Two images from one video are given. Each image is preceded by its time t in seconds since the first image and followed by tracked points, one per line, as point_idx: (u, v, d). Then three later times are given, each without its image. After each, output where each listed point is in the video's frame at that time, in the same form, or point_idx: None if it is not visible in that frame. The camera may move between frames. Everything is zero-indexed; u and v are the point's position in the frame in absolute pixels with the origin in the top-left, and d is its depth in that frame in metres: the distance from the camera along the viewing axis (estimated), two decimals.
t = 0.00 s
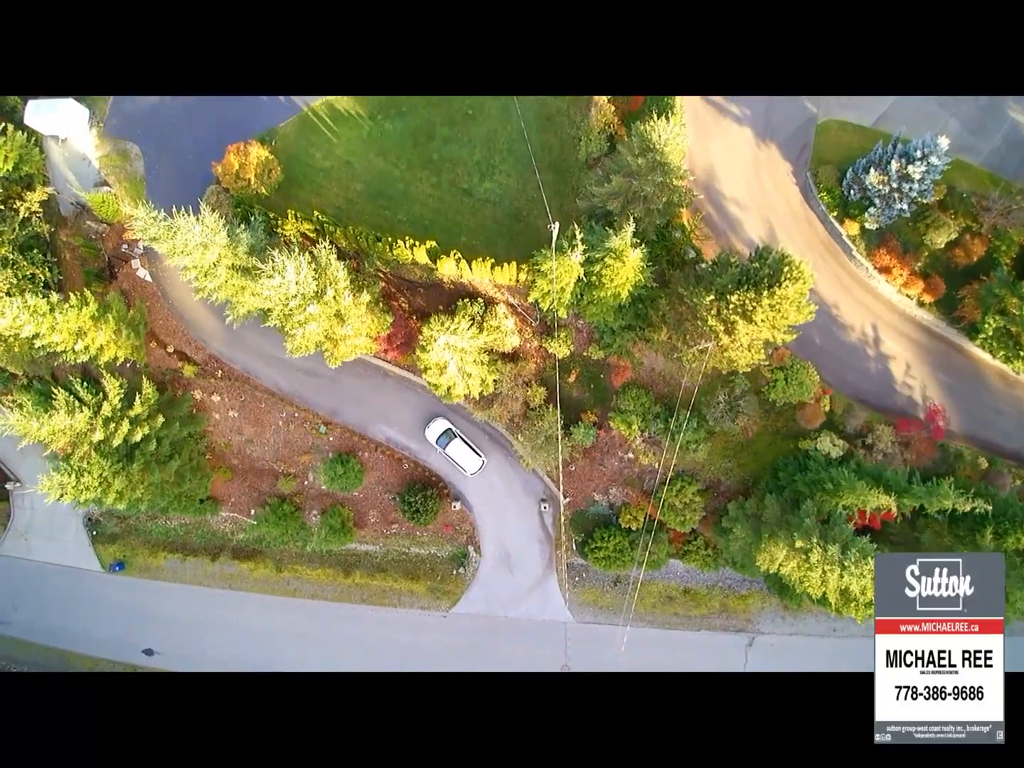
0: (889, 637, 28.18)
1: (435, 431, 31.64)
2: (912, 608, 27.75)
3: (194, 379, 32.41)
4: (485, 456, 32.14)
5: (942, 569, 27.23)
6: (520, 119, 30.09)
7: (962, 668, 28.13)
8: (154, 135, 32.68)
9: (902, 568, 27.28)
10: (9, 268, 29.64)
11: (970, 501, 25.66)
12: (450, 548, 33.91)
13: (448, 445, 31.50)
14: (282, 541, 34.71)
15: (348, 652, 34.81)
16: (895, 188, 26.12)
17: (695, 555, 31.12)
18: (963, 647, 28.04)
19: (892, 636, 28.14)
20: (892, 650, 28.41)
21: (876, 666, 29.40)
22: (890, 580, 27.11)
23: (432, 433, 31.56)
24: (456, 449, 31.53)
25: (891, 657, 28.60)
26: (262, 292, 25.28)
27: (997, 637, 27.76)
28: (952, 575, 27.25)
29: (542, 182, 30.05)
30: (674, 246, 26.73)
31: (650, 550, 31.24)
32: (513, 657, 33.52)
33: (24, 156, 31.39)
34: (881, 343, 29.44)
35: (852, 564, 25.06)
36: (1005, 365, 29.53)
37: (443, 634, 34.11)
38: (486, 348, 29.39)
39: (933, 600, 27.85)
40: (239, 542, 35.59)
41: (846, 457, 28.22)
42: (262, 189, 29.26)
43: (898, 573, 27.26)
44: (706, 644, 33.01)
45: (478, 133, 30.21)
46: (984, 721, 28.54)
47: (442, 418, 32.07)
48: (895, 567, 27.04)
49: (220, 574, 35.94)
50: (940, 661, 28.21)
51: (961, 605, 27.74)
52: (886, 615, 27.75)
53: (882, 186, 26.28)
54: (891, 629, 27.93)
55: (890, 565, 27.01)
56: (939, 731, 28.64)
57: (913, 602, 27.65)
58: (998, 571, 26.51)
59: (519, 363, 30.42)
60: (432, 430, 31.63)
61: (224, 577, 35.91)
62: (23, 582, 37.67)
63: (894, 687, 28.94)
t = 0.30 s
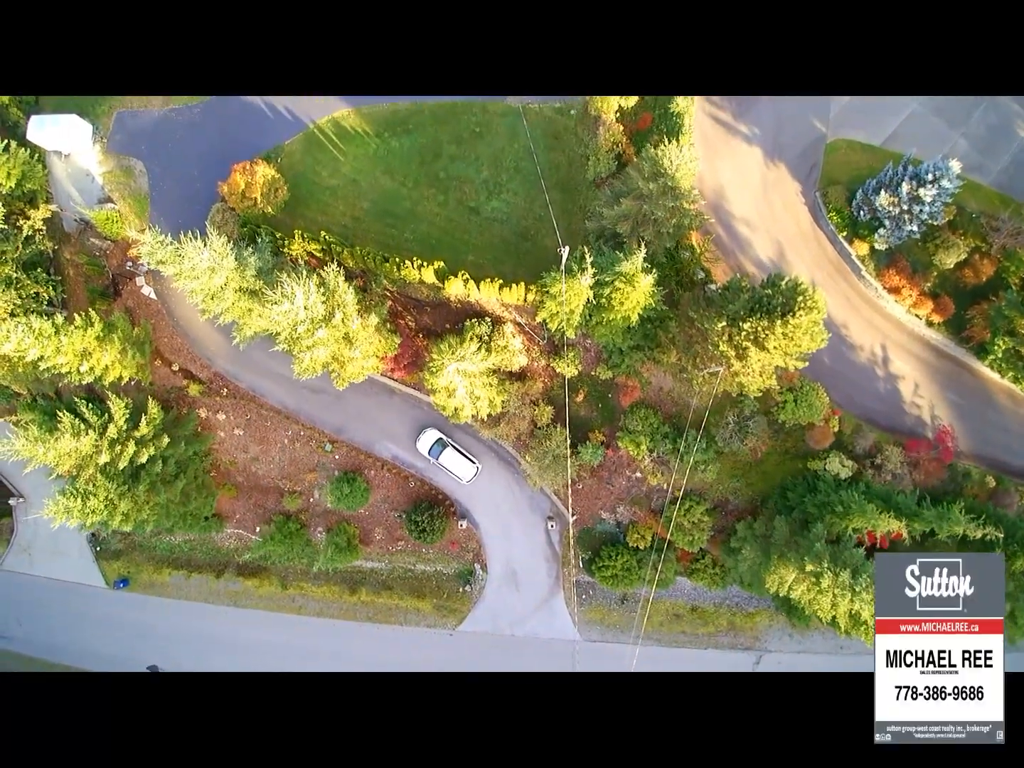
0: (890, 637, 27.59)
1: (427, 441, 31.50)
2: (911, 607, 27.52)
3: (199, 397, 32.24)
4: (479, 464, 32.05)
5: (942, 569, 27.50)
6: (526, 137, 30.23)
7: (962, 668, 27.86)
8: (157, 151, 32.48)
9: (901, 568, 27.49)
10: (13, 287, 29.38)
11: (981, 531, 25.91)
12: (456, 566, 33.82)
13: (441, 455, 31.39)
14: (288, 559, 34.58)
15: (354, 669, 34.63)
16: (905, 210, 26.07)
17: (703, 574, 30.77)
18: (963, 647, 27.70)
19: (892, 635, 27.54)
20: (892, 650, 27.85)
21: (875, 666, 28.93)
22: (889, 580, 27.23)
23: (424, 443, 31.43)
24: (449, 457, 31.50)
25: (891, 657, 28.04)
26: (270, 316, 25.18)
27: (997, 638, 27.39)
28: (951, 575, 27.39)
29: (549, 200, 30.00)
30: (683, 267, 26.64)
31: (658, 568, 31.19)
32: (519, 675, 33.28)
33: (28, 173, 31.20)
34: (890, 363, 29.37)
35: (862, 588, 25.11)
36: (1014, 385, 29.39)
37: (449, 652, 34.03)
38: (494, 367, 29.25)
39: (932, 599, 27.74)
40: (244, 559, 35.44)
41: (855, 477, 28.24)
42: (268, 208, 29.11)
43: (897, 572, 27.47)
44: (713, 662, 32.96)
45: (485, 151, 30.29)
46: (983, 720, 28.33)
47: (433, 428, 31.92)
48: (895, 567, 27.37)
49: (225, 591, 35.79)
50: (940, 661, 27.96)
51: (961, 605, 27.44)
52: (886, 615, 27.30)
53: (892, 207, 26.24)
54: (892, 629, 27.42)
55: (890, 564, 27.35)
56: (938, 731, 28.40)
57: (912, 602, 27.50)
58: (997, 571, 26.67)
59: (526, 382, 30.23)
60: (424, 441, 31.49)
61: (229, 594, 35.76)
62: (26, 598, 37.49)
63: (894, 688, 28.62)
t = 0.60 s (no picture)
0: (890, 638, 26.36)
1: (420, 449, 31.35)
2: (911, 607, 26.26)
3: (205, 410, 32.10)
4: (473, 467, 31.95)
5: (942, 569, 26.19)
6: (533, 150, 30.15)
7: (962, 668, 26.65)
8: (163, 163, 32.33)
9: (901, 567, 26.06)
10: (19, 302, 29.20)
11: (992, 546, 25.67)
12: (462, 578, 33.76)
13: (434, 462, 31.23)
14: (294, 571, 34.45)
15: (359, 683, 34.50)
16: (915, 226, 26.08)
17: (711, 586, 30.78)
18: (963, 647, 26.49)
19: (892, 635, 26.30)
20: (892, 651, 26.61)
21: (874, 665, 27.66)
22: (890, 580, 25.89)
23: (417, 451, 31.28)
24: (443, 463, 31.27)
25: (891, 656, 26.73)
26: (279, 333, 25.04)
27: (998, 638, 26.14)
28: (951, 575, 26.18)
29: (556, 213, 29.92)
30: (693, 282, 26.55)
31: (665, 581, 31.25)
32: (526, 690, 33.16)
33: (32, 185, 31.27)
34: (898, 377, 29.40)
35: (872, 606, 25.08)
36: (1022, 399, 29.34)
37: (456, 665, 33.92)
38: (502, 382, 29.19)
39: (932, 599, 26.51)
40: (249, 571, 35.32)
41: (864, 492, 28.25)
42: (275, 222, 28.99)
43: (896, 571, 26.07)
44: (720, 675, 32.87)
45: (493, 164, 30.22)
46: (984, 721, 27.07)
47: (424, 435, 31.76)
48: (895, 566, 25.99)
49: (230, 603, 35.67)
50: (940, 661, 26.83)
51: (961, 604, 26.24)
52: (886, 615, 26.12)
53: (902, 223, 26.24)
54: (891, 629, 26.20)
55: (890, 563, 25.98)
56: (938, 731, 27.23)
57: (912, 601, 26.20)
58: (997, 570, 25.92)
59: (534, 395, 30.16)
60: (417, 449, 31.34)
61: (234, 606, 35.65)
62: (30, 611, 37.36)
63: (894, 688, 27.30)
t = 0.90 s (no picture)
0: (889, 638, 26.46)
1: (413, 453, 31.13)
2: (911, 608, 26.25)
3: (214, 421, 31.92)
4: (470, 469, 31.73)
5: (942, 569, 26.38)
6: (544, 161, 30.05)
7: (961, 668, 26.65)
8: (171, 173, 32.15)
9: (902, 567, 26.02)
10: (26, 313, 28.98)
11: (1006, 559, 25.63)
12: (471, 589, 33.65)
13: (429, 465, 31.00)
14: (301, 582, 34.29)
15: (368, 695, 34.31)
16: (928, 239, 26.07)
17: (722, 598, 30.71)
18: (963, 647, 26.43)
19: (891, 635, 26.36)
20: (893, 651, 26.63)
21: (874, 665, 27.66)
22: (890, 580, 25.81)
23: (410, 455, 31.07)
24: (438, 467, 31.05)
25: (891, 657, 26.72)
26: (292, 348, 24.93)
27: (998, 639, 25.94)
28: (952, 575, 26.42)
29: (568, 225, 29.82)
30: (705, 295, 26.27)
31: (675, 592, 31.20)
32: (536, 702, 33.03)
33: (38, 194, 31.26)
34: (910, 389, 29.41)
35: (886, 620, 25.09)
36: None
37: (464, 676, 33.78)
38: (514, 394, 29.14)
39: (933, 600, 26.55)
40: (257, 582, 35.14)
41: (876, 504, 28.27)
42: (285, 234, 28.88)
43: (896, 572, 25.97)
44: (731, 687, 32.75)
45: (503, 175, 30.12)
46: (984, 721, 27.11)
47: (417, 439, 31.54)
48: (895, 567, 25.94)
49: (238, 615, 35.49)
50: (940, 661, 26.88)
51: (961, 605, 26.29)
52: (886, 615, 26.16)
53: (915, 236, 26.23)
54: (891, 629, 26.28)
55: (890, 565, 25.92)
56: (938, 731, 27.25)
57: (913, 602, 26.17)
58: (997, 571, 26.16)
59: (545, 407, 30.04)
60: (410, 453, 31.13)
61: (242, 618, 35.47)
62: (35, 621, 37.14)
63: (894, 688, 27.27)
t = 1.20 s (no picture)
0: (890, 638, 26.72)
1: (408, 455, 31.03)
2: (911, 608, 26.60)
3: (224, 429, 31.79)
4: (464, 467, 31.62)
5: (942, 569, 26.80)
6: (556, 169, 29.99)
7: (962, 668, 27.15)
8: (180, 180, 32.01)
9: (903, 567, 26.55)
10: (35, 322, 28.73)
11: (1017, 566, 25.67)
12: (481, 597, 33.59)
13: (424, 467, 30.91)
14: (310, 590, 34.18)
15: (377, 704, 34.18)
16: (941, 248, 26.11)
17: (733, 607, 30.69)
18: (963, 647, 26.99)
19: (891, 635, 26.63)
20: (892, 651, 26.90)
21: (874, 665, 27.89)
22: (890, 580, 26.27)
23: (405, 457, 30.98)
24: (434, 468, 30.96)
25: (891, 656, 26.99)
26: (307, 358, 24.85)
27: (998, 638, 26.59)
28: (952, 575, 26.85)
29: (580, 234, 29.74)
30: (718, 303, 26.12)
31: (687, 600, 31.19)
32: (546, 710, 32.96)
33: (46, 202, 31.12)
34: (921, 397, 29.50)
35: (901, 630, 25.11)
36: None
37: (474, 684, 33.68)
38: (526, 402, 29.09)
39: (933, 600, 26.89)
40: (265, 589, 35.03)
41: (889, 512, 28.32)
42: (297, 242, 28.80)
43: (898, 572, 26.47)
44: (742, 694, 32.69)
45: (515, 183, 30.06)
46: (984, 720, 27.50)
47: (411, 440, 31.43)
48: (895, 567, 26.41)
49: (246, 623, 35.35)
50: (940, 661, 27.31)
51: (961, 605, 26.81)
52: (886, 615, 26.48)
53: (929, 245, 26.27)
54: (891, 629, 26.59)
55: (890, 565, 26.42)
56: (938, 731, 27.70)
57: (913, 602, 26.51)
58: (997, 572, 26.56)
59: (557, 415, 29.98)
60: (405, 456, 31.04)
61: (250, 626, 35.33)
62: (41, 629, 37.01)
63: (894, 688, 27.63)
